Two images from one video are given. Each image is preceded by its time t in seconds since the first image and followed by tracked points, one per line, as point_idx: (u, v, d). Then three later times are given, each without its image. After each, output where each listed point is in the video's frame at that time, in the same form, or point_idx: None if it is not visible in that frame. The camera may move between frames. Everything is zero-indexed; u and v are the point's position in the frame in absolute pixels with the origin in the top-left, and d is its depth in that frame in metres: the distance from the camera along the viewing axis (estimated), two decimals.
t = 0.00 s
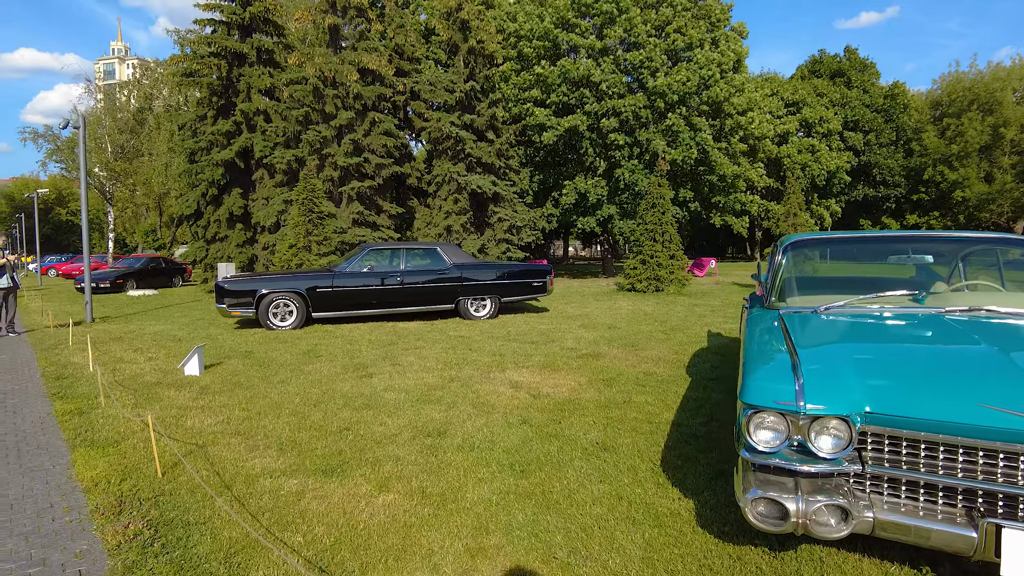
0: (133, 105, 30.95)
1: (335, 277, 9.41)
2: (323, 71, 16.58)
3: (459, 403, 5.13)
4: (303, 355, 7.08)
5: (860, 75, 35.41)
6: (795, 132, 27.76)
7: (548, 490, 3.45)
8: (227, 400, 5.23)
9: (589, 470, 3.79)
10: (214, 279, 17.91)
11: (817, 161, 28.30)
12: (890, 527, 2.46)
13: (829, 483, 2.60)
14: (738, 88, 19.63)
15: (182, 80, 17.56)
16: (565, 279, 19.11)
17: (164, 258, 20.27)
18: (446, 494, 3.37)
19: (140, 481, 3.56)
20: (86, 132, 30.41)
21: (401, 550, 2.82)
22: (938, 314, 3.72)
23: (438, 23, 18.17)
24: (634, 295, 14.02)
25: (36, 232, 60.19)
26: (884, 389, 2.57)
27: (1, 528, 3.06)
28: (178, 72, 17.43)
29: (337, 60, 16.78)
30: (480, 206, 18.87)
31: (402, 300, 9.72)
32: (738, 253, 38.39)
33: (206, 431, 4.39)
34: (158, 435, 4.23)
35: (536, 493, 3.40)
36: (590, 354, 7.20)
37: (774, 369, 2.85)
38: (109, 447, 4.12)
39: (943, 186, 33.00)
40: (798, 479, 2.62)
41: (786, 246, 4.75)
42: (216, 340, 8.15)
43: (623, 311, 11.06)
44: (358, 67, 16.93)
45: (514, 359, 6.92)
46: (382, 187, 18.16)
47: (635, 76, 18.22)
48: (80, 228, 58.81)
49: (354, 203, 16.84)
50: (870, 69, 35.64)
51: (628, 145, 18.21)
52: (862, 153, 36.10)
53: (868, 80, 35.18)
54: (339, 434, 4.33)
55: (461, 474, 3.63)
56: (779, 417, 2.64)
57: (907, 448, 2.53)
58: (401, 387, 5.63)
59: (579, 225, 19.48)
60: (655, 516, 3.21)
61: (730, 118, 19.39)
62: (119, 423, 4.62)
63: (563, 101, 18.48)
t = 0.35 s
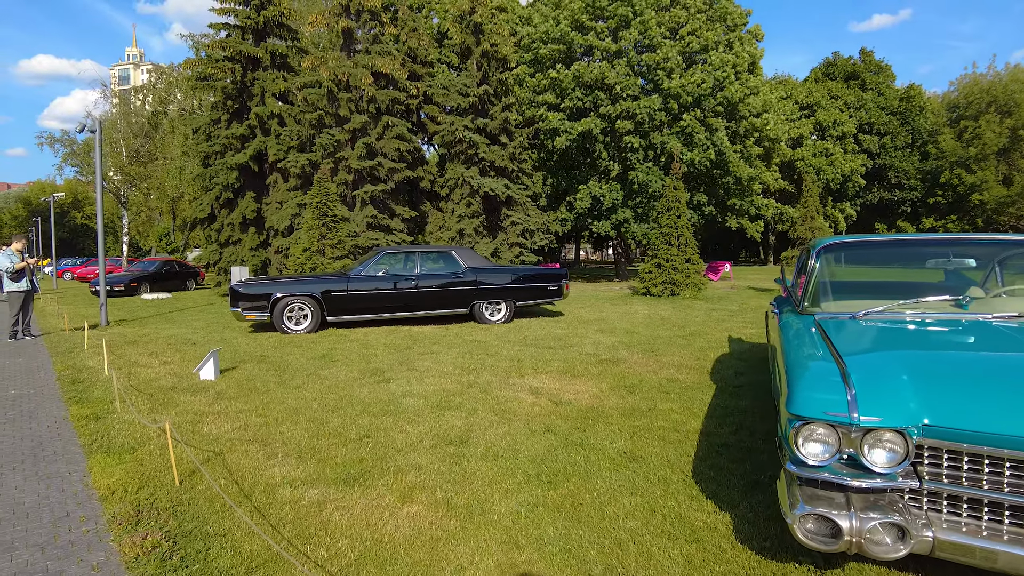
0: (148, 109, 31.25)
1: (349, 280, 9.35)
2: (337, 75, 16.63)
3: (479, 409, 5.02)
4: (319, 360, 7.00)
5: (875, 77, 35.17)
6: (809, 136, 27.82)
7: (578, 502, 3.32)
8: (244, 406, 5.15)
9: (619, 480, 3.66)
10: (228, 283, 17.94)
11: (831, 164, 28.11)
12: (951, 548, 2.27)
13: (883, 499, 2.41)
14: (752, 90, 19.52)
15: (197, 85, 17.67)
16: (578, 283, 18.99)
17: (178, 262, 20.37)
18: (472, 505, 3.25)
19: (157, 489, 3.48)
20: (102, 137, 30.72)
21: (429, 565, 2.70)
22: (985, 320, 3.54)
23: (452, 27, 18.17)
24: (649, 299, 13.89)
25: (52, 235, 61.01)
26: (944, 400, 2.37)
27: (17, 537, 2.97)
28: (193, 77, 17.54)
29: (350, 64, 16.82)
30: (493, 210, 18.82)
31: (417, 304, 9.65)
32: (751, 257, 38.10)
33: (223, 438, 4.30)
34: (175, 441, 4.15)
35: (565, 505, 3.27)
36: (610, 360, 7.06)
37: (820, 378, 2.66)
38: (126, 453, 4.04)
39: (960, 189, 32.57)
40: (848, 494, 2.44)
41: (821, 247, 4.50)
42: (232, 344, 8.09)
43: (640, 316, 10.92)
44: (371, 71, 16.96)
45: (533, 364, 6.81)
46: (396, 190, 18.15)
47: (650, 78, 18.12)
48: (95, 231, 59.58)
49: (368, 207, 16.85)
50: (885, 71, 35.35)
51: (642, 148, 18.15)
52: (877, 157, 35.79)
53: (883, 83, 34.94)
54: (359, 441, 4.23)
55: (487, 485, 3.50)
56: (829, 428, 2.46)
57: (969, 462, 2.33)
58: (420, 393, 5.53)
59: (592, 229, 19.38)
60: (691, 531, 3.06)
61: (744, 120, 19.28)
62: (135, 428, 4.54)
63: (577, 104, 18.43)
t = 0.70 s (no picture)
0: (156, 113, 31.33)
1: (360, 286, 9.24)
2: (346, 80, 16.60)
3: (498, 420, 4.87)
4: (331, 367, 6.88)
5: (884, 82, 35.03)
6: (817, 142, 27.69)
7: (611, 520, 3.18)
8: (258, 415, 5.02)
9: (651, 497, 3.51)
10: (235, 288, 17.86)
11: (840, 170, 27.98)
12: None
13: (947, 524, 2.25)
14: (763, 95, 19.41)
15: (206, 90, 17.66)
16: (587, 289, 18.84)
17: (185, 267, 20.31)
18: (500, 523, 3.11)
19: (172, 505, 3.34)
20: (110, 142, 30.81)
21: None
22: None
23: (460, 32, 18.11)
24: (661, 305, 13.74)
25: (60, 239, 61.35)
26: (1014, 419, 2.21)
27: (27, 556, 2.84)
28: (202, 82, 17.53)
29: (359, 69, 16.77)
30: (501, 215, 18.70)
31: (428, 310, 9.53)
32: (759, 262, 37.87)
33: (237, 450, 4.17)
34: (188, 452, 4.02)
35: (597, 523, 3.13)
36: (628, 368, 6.91)
37: (874, 393, 2.51)
38: (138, 466, 3.91)
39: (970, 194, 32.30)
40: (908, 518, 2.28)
41: (857, 254, 4.34)
42: (242, 351, 7.97)
43: (653, 322, 10.77)
44: (380, 76, 16.90)
45: (550, 372, 6.67)
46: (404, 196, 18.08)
47: (660, 83, 18.02)
48: (103, 237, 59.89)
49: (376, 212, 16.77)
50: (894, 76, 35.20)
51: (652, 152, 18.12)
52: (886, 162, 35.61)
53: (892, 88, 34.79)
54: (378, 454, 4.10)
55: (513, 501, 3.36)
56: (888, 448, 2.31)
57: None
58: (436, 402, 5.39)
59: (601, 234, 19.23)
60: (733, 552, 2.90)
61: (755, 125, 19.18)
62: (146, 439, 4.42)
63: (586, 109, 18.34)
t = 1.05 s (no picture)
0: (161, 119, 31.41)
1: (368, 292, 9.13)
2: (352, 86, 16.60)
3: (513, 430, 4.73)
4: (339, 375, 6.75)
5: (888, 89, 35.00)
6: (823, 148, 27.62)
7: (639, 537, 3.04)
8: (267, 424, 4.90)
9: (679, 512, 3.37)
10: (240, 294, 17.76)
11: (845, 177, 27.92)
12: None
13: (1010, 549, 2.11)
14: (769, 100, 19.36)
15: (212, 96, 17.65)
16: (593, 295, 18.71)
17: (189, 273, 20.24)
18: (524, 541, 2.98)
19: (181, 519, 3.22)
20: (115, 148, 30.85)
21: None
22: None
23: (466, 37, 18.08)
24: (669, 312, 13.61)
25: (64, 245, 61.49)
26: None
27: None
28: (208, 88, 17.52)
29: (365, 75, 16.76)
30: (507, 221, 18.62)
31: (436, 316, 9.41)
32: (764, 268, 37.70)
33: (246, 461, 4.04)
34: (196, 463, 3.89)
35: (625, 542, 2.98)
36: (642, 376, 6.77)
37: (927, 406, 2.37)
38: (145, 477, 3.79)
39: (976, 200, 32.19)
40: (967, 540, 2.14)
41: (886, 260, 4.19)
42: (248, 358, 7.85)
43: (663, 329, 10.63)
44: (386, 81, 16.88)
45: (562, 380, 6.53)
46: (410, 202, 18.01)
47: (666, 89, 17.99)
48: (107, 242, 60.02)
49: (382, 218, 16.71)
50: (899, 82, 35.19)
51: (659, 157, 18.08)
52: (891, 168, 35.53)
53: (897, 93, 34.74)
54: (392, 465, 3.97)
55: (536, 517, 3.22)
56: (945, 465, 2.18)
57: None
58: (449, 412, 5.27)
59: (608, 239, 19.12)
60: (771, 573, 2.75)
61: (761, 131, 19.13)
62: (153, 450, 4.29)
63: (592, 115, 18.30)
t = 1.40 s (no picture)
0: (169, 124, 31.47)
1: (377, 296, 9.01)
2: (359, 88, 16.52)
3: (531, 438, 4.57)
4: (349, 380, 6.62)
5: (898, 90, 34.72)
6: (832, 150, 27.41)
7: (670, 553, 2.87)
8: (276, 431, 4.76)
9: (708, 525, 3.20)
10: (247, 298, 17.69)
11: (854, 179, 27.69)
12: None
13: None
14: (780, 102, 19.17)
15: (219, 99, 17.61)
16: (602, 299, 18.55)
17: (197, 277, 20.20)
18: (548, 557, 2.82)
19: (188, 533, 3.07)
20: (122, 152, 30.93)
21: None
22: None
23: (474, 40, 17.98)
24: (681, 315, 13.43)
25: (73, 249, 61.86)
26: None
27: None
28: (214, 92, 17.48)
29: (373, 78, 16.69)
30: (515, 224, 18.50)
31: (446, 320, 9.28)
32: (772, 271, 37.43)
33: (255, 470, 3.90)
34: (204, 473, 3.75)
35: (655, 558, 2.82)
36: (659, 382, 6.59)
37: (991, 417, 2.20)
38: (150, 488, 3.65)
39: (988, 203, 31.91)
40: None
41: (921, 262, 4.01)
42: (256, 363, 7.72)
43: (676, 333, 10.45)
44: (393, 84, 16.80)
45: (578, 385, 6.37)
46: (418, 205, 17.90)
47: (675, 91, 17.83)
48: (114, 247, 60.29)
49: (389, 221, 16.63)
50: (908, 83, 34.90)
51: (668, 159, 17.90)
52: (900, 170, 35.22)
53: (906, 95, 34.46)
54: (407, 474, 3.82)
55: (561, 532, 3.05)
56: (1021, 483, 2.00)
57: None
58: (463, 418, 5.11)
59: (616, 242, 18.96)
60: None
61: (771, 133, 18.96)
62: (159, 458, 4.15)
63: (601, 117, 18.16)
